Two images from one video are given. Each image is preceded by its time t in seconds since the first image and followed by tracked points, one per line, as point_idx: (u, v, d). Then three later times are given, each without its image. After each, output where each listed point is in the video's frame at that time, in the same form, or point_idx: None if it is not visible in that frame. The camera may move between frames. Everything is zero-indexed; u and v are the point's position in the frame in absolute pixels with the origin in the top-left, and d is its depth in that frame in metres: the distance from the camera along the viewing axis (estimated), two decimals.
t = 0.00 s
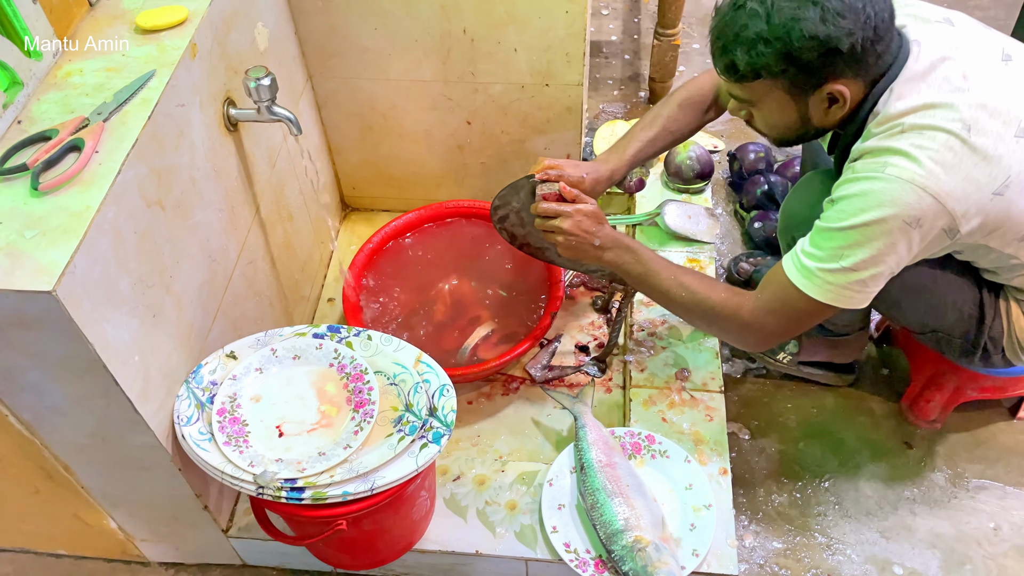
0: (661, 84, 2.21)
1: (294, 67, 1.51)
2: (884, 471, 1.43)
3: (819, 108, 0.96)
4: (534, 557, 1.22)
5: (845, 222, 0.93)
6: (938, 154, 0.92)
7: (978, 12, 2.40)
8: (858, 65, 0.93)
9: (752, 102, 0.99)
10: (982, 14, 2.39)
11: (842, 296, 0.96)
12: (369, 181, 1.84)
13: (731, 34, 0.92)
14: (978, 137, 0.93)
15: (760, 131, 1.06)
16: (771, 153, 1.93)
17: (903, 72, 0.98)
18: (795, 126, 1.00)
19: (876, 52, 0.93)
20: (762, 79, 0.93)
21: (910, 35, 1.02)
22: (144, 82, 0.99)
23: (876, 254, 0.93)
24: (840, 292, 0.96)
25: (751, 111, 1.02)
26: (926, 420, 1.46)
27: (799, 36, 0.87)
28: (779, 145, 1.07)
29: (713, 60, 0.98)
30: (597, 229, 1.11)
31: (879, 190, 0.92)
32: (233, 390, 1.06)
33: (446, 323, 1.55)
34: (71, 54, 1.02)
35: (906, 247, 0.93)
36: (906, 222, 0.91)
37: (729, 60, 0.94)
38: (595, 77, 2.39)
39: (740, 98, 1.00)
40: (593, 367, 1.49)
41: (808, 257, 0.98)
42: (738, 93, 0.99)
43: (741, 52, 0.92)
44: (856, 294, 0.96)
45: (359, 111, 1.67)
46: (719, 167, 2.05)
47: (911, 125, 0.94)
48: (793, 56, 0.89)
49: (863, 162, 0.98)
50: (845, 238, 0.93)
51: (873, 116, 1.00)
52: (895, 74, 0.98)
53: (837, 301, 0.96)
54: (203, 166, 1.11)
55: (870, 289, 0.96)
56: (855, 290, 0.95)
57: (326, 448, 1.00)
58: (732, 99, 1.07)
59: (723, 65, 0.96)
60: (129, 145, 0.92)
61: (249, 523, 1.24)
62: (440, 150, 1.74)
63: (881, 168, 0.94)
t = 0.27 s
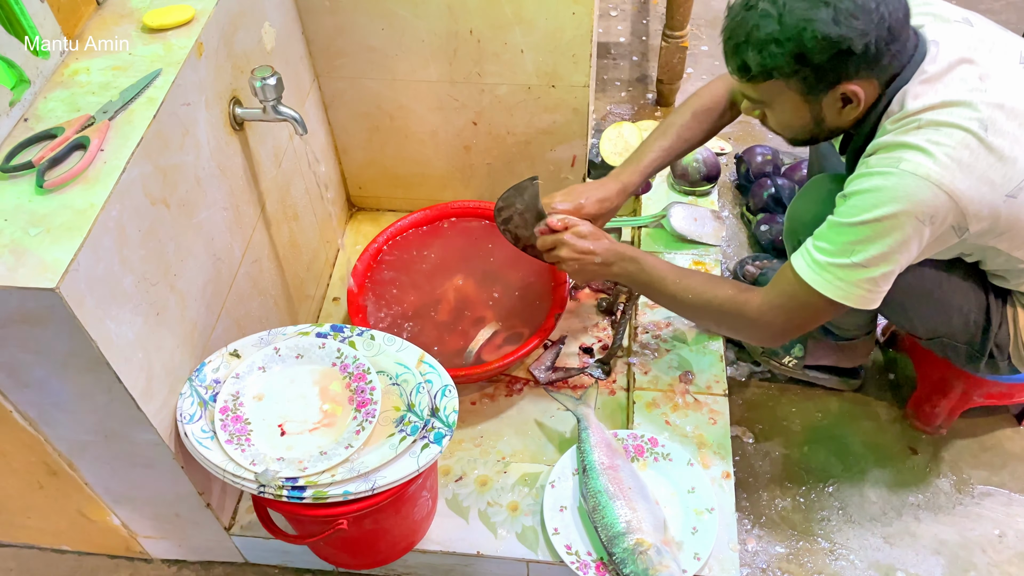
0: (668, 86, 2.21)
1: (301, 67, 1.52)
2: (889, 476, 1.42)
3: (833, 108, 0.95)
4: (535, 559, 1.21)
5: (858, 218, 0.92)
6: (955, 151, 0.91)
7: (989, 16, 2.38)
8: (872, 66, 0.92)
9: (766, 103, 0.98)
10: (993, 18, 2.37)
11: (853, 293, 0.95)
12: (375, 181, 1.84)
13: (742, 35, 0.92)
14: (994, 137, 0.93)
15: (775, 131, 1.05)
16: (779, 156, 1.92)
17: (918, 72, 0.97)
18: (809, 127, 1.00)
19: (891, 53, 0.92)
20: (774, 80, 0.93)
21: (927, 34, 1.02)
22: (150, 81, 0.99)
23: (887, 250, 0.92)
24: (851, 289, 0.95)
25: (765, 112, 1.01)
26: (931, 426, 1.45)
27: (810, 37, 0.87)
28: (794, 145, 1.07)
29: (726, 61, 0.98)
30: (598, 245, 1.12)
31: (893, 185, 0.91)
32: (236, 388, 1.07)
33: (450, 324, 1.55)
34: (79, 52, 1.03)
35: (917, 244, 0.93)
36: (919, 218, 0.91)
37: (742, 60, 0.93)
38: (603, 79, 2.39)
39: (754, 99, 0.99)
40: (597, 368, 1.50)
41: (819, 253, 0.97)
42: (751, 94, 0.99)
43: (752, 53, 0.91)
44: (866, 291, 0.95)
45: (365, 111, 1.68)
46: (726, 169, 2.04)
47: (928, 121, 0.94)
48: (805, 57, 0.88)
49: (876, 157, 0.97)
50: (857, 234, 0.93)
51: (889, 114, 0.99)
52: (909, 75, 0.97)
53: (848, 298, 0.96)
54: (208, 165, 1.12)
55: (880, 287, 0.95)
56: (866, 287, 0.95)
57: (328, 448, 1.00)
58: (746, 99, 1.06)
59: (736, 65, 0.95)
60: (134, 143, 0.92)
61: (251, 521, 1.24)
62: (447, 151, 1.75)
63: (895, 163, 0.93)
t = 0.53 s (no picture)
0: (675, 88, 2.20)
1: (307, 68, 1.52)
2: (894, 481, 1.41)
3: (852, 108, 0.95)
4: (538, 561, 1.21)
5: (879, 207, 0.91)
6: (982, 148, 0.91)
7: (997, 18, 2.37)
8: (890, 66, 0.91)
9: (783, 104, 0.98)
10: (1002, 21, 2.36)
11: (863, 283, 0.95)
12: (381, 182, 1.84)
13: (758, 38, 0.92)
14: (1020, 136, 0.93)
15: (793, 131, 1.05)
16: (785, 158, 1.91)
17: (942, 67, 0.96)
18: (828, 127, 0.99)
19: (910, 52, 0.92)
20: (791, 82, 0.92)
21: (952, 31, 1.02)
22: (156, 81, 0.99)
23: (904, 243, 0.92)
24: (863, 279, 0.94)
25: (783, 112, 1.01)
26: (937, 430, 1.44)
27: (828, 39, 0.86)
28: (812, 144, 1.07)
29: (741, 62, 0.97)
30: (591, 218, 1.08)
31: (917, 176, 0.90)
32: (240, 388, 1.07)
33: (455, 325, 1.55)
34: (86, 52, 1.03)
35: (933, 238, 0.93)
36: (940, 212, 0.90)
37: (757, 64, 0.93)
38: (609, 81, 2.39)
39: (771, 100, 0.99)
40: (601, 371, 1.50)
41: (833, 241, 0.96)
42: (767, 95, 0.98)
43: (768, 56, 0.91)
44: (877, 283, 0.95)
45: (371, 112, 1.68)
46: (732, 172, 2.04)
47: (956, 116, 0.93)
48: (822, 59, 0.88)
49: (899, 147, 0.96)
50: (876, 224, 0.92)
51: (908, 112, 0.98)
52: (931, 72, 0.96)
53: (858, 290, 0.95)
54: (213, 165, 1.12)
55: (890, 280, 0.95)
56: (877, 279, 0.94)
57: (331, 448, 1.00)
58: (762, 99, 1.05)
59: (752, 67, 0.95)
60: (139, 143, 0.92)
61: (254, 521, 1.24)
62: (452, 152, 1.75)
63: (922, 154, 0.92)
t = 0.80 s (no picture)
0: (680, 90, 2.20)
1: (311, 68, 1.52)
2: (899, 484, 1.40)
3: (858, 106, 0.95)
4: (541, 563, 1.21)
5: (874, 233, 0.92)
6: (974, 161, 0.90)
7: (1004, 20, 2.36)
8: (899, 65, 0.91)
9: (789, 98, 0.98)
10: (1008, 23, 2.35)
11: (875, 302, 0.96)
12: (385, 183, 1.84)
13: (768, 27, 0.91)
14: (1014, 147, 0.92)
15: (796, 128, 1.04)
16: (790, 160, 1.90)
17: (941, 74, 0.96)
18: (831, 125, 0.99)
19: (920, 53, 0.92)
20: (798, 74, 0.92)
21: (946, 40, 1.01)
22: (160, 82, 0.99)
23: (905, 260, 0.92)
24: (874, 298, 0.96)
25: (788, 108, 1.01)
26: (942, 434, 1.43)
27: (839, 31, 0.86)
28: (814, 143, 1.06)
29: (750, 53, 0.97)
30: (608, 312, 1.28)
31: (908, 198, 0.90)
32: (243, 389, 1.07)
33: (458, 326, 1.55)
34: (90, 52, 1.03)
35: (934, 251, 0.93)
36: (937, 229, 0.90)
37: (766, 53, 0.93)
38: (613, 82, 2.38)
39: (777, 94, 0.99)
40: (605, 373, 1.49)
41: (837, 265, 0.97)
42: (774, 88, 0.98)
43: (778, 45, 0.90)
44: (887, 298, 0.96)
45: (376, 113, 1.68)
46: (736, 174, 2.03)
47: (947, 130, 0.92)
48: (831, 52, 0.88)
49: (893, 165, 0.96)
50: (874, 249, 0.92)
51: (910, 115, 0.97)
52: (933, 78, 0.96)
53: (870, 307, 0.97)
54: (217, 165, 1.12)
55: (899, 292, 0.96)
56: (887, 296, 0.96)
57: (334, 449, 1.00)
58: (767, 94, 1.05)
59: (760, 57, 0.94)
60: (144, 143, 0.92)
61: (257, 522, 1.24)
62: (456, 153, 1.74)
63: (913, 173, 0.91)
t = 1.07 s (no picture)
0: (682, 91, 2.20)
1: (314, 70, 1.52)
2: (901, 486, 1.40)
3: (851, 112, 0.95)
4: (542, 565, 1.21)
5: (876, 247, 0.91)
6: (967, 168, 0.90)
7: (1007, 22, 2.36)
8: (894, 70, 0.92)
9: (783, 102, 0.98)
10: (1011, 25, 2.35)
11: (886, 313, 0.95)
12: (386, 184, 1.84)
13: (766, 30, 0.91)
14: (1009, 153, 0.91)
15: (789, 132, 1.04)
16: (792, 162, 1.90)
17: (935, 78, 0.96)
18: (824, 129, 0.99)
19: (914, 59, 0.92)
20: (795, 78, 0.92)
21: (941, 44, 1.02)
22: (163, 83, 1.00)
23: (910, 271, 0.92)
24: (886, 310, 0.95)
25: (782, 112, 1.01)
26: (944, 435, 1.43)
27: (837, 36, 0.86)
28: (804, 146, 1.06)
29: (746, 56, 0.97)
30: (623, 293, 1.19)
31: (906, 211, 0.90)
32: (245, 389, 1.07)
33: (460, 327, 1.55)
34: (93, 53, 1.04)
35: (936, 259, 0.93)
36: (936, 238, 0.90)
37: (763, 57, 0.92)
38: (616, 84, 2.38)
39: (771, 98, 0.99)
40: (607, 374, 1.49)
41: (844, 281, 0.96)
42: (769, 92, 0.97)
43: (776, 49, 0.90)
44: (898, 307, 0.95)
45: (378, 114, 1.68)
46: (739, 175, 2.03)
47: (940, 138, 0.92)
48: (829, 56, 0.88)
49: (888, 176, 0.95)
50: (878, 263, 0.92)
51: (905, 119, 0.98)
52: (926, 82, 0.96)
53: (881, 318, 0.96)
54: (220, 166, 1.12)
55: (910, 299, 0.95)
56: (898, 306, 0.95)
57: (336, 450, 1.00)
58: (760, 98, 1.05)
59: (756, 61, 0.94)
60: (146, 144, 0.93)
61: (258, 523, 1.24)
62: (458, 154, 1.75)
63: (909, 185, 0.91)
